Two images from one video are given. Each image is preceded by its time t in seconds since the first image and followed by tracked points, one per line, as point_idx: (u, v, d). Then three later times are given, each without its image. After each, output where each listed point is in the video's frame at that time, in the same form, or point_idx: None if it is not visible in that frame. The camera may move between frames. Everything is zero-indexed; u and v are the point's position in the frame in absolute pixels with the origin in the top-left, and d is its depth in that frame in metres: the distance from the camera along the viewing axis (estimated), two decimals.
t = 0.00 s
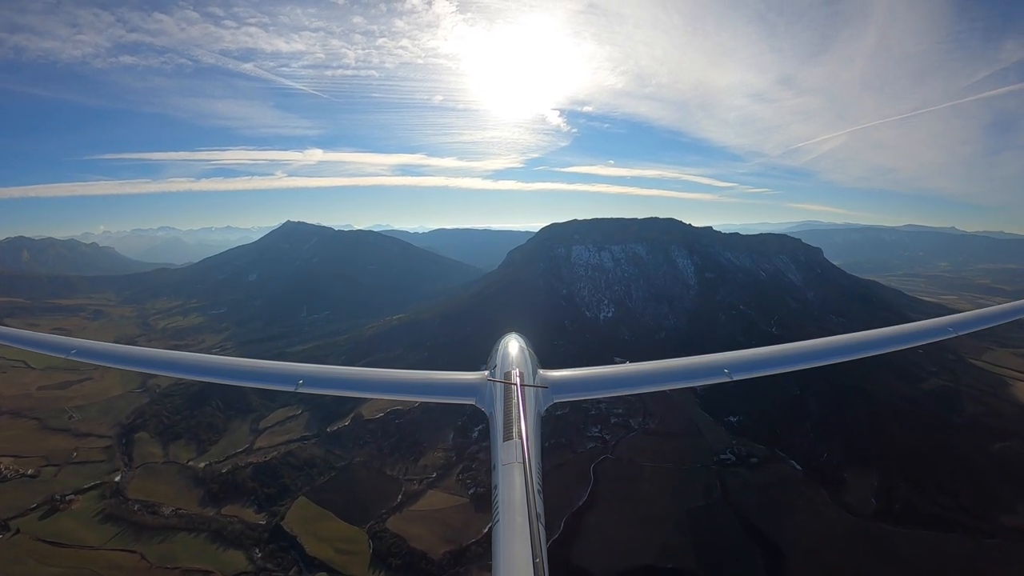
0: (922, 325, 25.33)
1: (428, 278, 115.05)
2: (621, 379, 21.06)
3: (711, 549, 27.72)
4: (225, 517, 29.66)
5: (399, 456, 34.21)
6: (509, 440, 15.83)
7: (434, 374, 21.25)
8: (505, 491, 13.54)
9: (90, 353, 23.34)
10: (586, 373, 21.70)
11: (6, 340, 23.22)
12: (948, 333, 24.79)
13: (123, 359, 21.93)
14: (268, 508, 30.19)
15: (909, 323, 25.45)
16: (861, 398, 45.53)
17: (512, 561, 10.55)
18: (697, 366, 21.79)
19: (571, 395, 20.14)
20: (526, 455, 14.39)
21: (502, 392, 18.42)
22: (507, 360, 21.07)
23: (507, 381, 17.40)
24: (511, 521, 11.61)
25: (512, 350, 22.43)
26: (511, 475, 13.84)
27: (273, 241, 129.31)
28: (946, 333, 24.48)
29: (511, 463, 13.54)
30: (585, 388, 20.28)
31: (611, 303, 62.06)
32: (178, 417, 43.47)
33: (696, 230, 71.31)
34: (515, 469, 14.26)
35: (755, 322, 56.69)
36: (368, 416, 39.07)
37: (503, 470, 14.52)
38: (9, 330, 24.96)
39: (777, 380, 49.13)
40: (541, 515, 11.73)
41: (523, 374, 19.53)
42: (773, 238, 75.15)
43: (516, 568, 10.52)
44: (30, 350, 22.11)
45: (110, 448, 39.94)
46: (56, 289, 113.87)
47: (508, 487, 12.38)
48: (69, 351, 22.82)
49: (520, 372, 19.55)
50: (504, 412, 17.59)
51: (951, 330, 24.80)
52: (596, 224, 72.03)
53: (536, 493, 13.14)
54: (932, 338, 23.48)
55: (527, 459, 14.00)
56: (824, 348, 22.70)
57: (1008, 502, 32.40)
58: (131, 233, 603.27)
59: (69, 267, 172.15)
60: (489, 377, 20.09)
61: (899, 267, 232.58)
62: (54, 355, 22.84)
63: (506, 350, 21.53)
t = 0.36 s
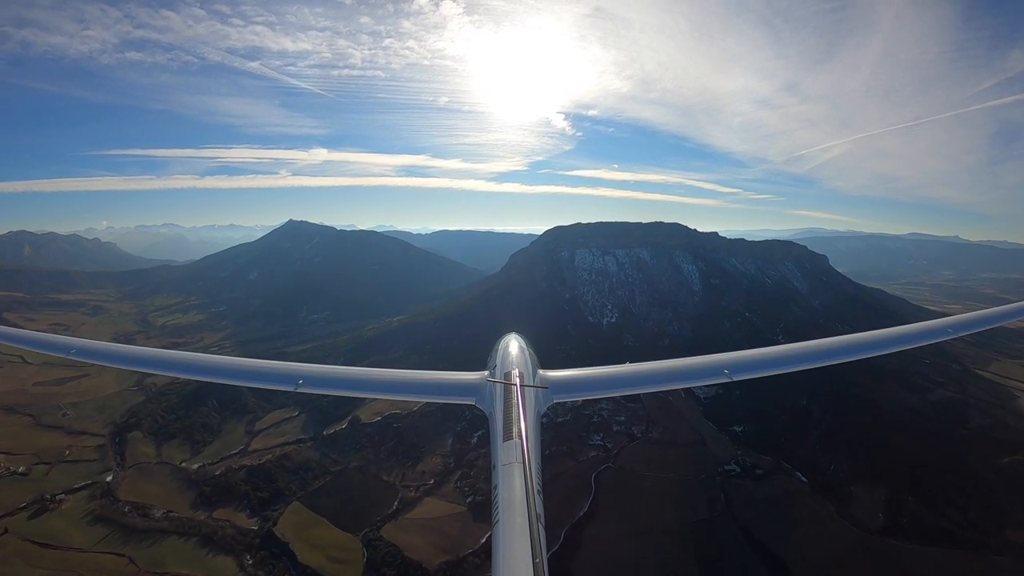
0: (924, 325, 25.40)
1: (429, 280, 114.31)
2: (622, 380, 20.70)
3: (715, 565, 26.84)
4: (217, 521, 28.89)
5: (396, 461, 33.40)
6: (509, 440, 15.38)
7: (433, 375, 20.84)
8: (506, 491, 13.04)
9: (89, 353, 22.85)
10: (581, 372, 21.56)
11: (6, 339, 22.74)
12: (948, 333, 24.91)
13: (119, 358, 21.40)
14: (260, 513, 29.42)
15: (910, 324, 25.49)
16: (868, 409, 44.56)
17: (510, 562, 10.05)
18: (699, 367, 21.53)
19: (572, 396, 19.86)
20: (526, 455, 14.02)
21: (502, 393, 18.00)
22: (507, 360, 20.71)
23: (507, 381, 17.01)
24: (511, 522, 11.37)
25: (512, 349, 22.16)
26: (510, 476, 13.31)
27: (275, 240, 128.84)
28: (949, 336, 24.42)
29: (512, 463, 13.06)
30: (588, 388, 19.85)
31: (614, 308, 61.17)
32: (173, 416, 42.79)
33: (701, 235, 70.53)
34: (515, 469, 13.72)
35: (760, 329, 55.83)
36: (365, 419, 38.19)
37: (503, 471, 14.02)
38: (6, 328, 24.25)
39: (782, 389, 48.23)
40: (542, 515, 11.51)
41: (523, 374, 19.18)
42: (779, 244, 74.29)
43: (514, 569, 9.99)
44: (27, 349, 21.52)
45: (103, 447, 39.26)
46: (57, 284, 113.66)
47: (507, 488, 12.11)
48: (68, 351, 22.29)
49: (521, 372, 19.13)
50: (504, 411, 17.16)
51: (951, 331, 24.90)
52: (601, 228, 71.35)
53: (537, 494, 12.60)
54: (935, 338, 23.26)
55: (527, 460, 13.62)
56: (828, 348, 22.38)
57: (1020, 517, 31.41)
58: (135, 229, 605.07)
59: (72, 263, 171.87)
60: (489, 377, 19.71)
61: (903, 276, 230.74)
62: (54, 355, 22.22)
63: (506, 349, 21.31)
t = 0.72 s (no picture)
0: (923, 324, 25.59)
1: (432, 281, 113.48)
2: (620, 381, 20.41)
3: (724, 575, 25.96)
4: (214, 529, 28.16)
5: (397, 467, 32.63)
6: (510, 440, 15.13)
7: (433, 377, 20.35)
8: (506, 491, 12.86)
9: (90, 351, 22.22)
10: (584, 373, 20.98)
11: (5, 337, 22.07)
12: (948, 333, 25.24)
13: (117, 359, 20.90)
14: (258, 520, 28.74)
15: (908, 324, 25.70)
16: (878, 411, 43.68)
17: (510, 560, 9.88)
18: (698, 367, 21.43)
19: (571, 396, 19.64)
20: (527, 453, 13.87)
21: (502, 393, 17.72)
22: (507, 360, 20.44)
23: (507, 381, 16.64)
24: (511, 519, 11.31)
25: (512, 349, 21.83)
26: (510, 476, 13.12)
27: (278, 242, 128.47)
28: (947, 335, 24.42)
29: (511, 462, 12.86)
30: (586, 389, 19.73)
31: (619, 310, 60.29)
32: (171, 420, 42.17)
33: (706, 235, 69.65)
34: (515, 469, 13.53)
35: (767, 330, 54.90)
36: (367, 424, 37.36)
37: (503, 471, 13.78)
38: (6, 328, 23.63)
39: (790, 391, 47.28)
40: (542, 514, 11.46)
41: (523, 374, 18.81)
42: (785, 245, 73.30)
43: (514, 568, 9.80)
44: (27, 349, 20.97)
45: (100, 451, 38.69)
46: (59, 285, 113.55)
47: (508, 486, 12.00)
48: (67, 350, 21.65)
49: (521, 372, 18.83)
50: (504, 412, 16.79)
51: (951, 331, 25.18)
52: (606, 228, 70.61)
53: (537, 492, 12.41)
54: (930, 339, 23.42)
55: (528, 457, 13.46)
56: (823, 349, 22.49)
57: None
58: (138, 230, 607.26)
59: (75, 265, 171.54)
60: (489, 377, 19.37)
61: (909, 276, 228.51)
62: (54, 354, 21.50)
63: (506, 349, 21.04)
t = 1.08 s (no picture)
0: (924, 325, 24.97)
1: (434, 283, 112.73)
2: (621, 382, 20.06)
3: None
4: (209, 534, 27.49)
5: (397, 472, 31.84)
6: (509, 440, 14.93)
7: (433, 378, 19.88)
8: (506, 491, 12.64)
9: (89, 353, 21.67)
10: (585, 374, 20.65)
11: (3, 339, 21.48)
12: (949, 335, 24.33)
13: (111, 360, 20.36)
14: (254, 526, 28.06)
15: (908, 325, 25.03)
16: (887, 416, 42.66)
17: (509, 560, 9.71)
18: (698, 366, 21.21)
19: (572, 396, 19.28)
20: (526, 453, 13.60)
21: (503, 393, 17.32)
22: (507, 360, 20.07)
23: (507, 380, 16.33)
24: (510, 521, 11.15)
25: (512, 348, 21.54)
26: (510, 476, 12.92)
27: (280, 242, 128.03)
28: (951, 336, 24.12)
29: (512, 464, 12.71)
30: (586, 387, 19.56)
31: (624, 313, 59.40)
32: (169, 422, 41.57)
33: (712, 237, 68.87)
34: (515, 470, 13.30)
35: (774, 333, 54.02)
36: (366, 428, 36.56)
37: (503, 472, 13.55)
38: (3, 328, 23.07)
39: (798, 395, 46.32)
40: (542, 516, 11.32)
41: (523, 374, 18.52)
42: (792, 247, 72.40)
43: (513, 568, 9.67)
44: (25, 349, 20.42)
45: (96, 453, 38.15)
46: (61, 284, 113.51)
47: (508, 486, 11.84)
48: (67, 351, 21.15)
49: (521, 372, 18.48)
50: (504, 412, 16.47)
51: (952, 331, 24.44)
52: (611, 230, 69.89)
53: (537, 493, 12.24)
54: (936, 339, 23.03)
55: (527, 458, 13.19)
56: (829, 349, 22.20)
57: None
58: (143, 229, 609.97)
59: (78, 264, 171.45)
60: (488, 377, 19.04)
61: (914, 279, 226.61)
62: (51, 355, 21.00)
63: (506, 349, 20.69)
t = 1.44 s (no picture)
0: (923, 325, 25.27)
1: (437, 288, 112.06)
2: (619, 382, 20.12)
3: None
4: (205, 546, 26.74)
5: (398, 483, 30.98)
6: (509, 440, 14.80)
7: (434, 378, 19.55)
8: (505, 490, 12.43)
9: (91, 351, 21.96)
10: (585, 374, 20.58)
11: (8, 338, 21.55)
12: (947, 333, 24.62)
13: (109, 360, 20.30)
14: (251, 538, 27.30)
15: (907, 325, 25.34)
16: (900, 421, 41.30)
17: (510, 561, 9.65)
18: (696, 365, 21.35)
19: (570, 396, 19.38)
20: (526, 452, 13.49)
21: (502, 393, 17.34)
22: (507, 360, 20.08)
23: (507, 380, 16.33)
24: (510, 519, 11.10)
25: (512, 349, 21.45)
26: (510, 475, 12.73)
27: (283, 248, 127.75)
28: (946, 337, 24.04)
29: (512, 462, 12.60)
30: (585, 386, 19.86)
31: (630, 319, 58.61)
32: (167, 430, 40.90)
33: (717, 242, 68.27)
34: (516, 468, 13.08)
35: (782, 338, 53.03)
36: (367, 437, 35.72)
37: (503, 472, 13.40)
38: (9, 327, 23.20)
39: (807, 402, 45.21)
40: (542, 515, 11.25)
41: (524, 374, 18.43)
42: (798, 252, 71.65)
43: (512, 567, 9.56)
44: (30, 348, 20.50)
45: (93, 461, 37.52)
46: (64, 289, 113.48)
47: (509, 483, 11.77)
48: (70, 351, 21.24)
49: (521, 371, 18.50)
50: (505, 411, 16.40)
51: (952, 331, 24.69)
52: (616, 235, 69.37)
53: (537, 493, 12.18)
54: (930, 339, 23.17)
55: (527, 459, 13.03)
56: (826, 349, 22.41)
57: None
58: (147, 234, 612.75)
59: (82, 270, 171.37)
60: (489, 376, 18.95)
61: (920, 284, 224.61)
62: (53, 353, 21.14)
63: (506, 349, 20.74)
